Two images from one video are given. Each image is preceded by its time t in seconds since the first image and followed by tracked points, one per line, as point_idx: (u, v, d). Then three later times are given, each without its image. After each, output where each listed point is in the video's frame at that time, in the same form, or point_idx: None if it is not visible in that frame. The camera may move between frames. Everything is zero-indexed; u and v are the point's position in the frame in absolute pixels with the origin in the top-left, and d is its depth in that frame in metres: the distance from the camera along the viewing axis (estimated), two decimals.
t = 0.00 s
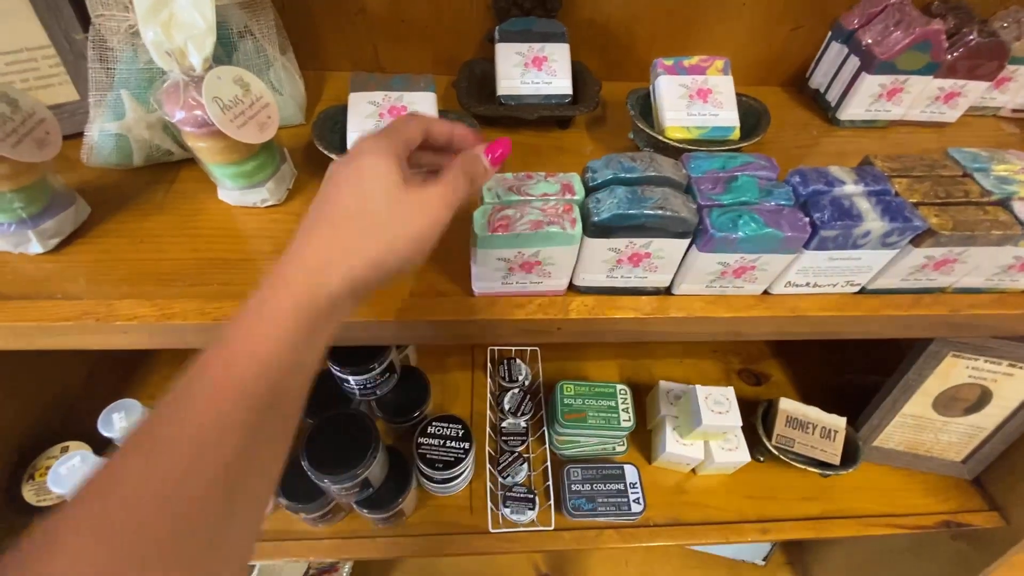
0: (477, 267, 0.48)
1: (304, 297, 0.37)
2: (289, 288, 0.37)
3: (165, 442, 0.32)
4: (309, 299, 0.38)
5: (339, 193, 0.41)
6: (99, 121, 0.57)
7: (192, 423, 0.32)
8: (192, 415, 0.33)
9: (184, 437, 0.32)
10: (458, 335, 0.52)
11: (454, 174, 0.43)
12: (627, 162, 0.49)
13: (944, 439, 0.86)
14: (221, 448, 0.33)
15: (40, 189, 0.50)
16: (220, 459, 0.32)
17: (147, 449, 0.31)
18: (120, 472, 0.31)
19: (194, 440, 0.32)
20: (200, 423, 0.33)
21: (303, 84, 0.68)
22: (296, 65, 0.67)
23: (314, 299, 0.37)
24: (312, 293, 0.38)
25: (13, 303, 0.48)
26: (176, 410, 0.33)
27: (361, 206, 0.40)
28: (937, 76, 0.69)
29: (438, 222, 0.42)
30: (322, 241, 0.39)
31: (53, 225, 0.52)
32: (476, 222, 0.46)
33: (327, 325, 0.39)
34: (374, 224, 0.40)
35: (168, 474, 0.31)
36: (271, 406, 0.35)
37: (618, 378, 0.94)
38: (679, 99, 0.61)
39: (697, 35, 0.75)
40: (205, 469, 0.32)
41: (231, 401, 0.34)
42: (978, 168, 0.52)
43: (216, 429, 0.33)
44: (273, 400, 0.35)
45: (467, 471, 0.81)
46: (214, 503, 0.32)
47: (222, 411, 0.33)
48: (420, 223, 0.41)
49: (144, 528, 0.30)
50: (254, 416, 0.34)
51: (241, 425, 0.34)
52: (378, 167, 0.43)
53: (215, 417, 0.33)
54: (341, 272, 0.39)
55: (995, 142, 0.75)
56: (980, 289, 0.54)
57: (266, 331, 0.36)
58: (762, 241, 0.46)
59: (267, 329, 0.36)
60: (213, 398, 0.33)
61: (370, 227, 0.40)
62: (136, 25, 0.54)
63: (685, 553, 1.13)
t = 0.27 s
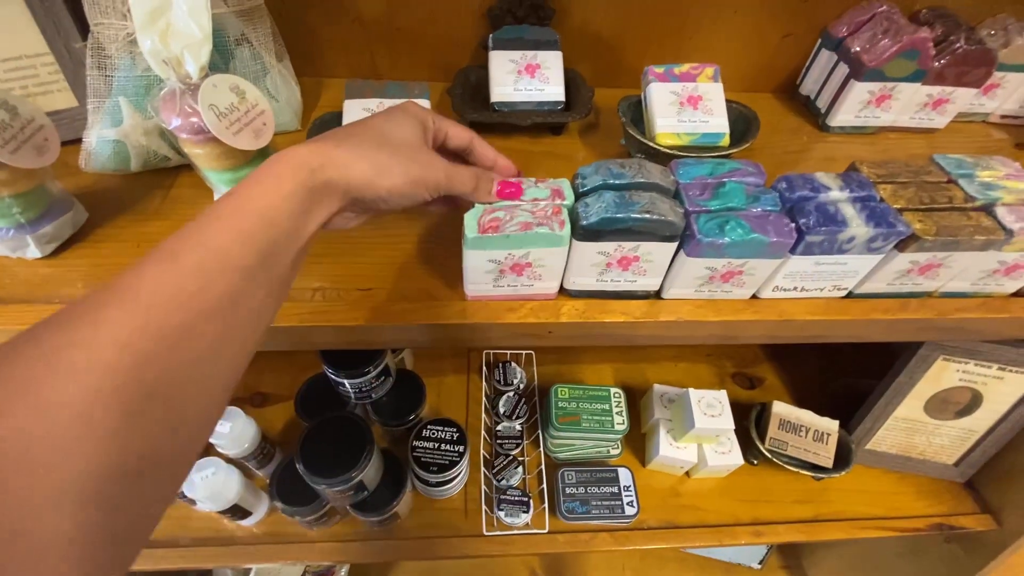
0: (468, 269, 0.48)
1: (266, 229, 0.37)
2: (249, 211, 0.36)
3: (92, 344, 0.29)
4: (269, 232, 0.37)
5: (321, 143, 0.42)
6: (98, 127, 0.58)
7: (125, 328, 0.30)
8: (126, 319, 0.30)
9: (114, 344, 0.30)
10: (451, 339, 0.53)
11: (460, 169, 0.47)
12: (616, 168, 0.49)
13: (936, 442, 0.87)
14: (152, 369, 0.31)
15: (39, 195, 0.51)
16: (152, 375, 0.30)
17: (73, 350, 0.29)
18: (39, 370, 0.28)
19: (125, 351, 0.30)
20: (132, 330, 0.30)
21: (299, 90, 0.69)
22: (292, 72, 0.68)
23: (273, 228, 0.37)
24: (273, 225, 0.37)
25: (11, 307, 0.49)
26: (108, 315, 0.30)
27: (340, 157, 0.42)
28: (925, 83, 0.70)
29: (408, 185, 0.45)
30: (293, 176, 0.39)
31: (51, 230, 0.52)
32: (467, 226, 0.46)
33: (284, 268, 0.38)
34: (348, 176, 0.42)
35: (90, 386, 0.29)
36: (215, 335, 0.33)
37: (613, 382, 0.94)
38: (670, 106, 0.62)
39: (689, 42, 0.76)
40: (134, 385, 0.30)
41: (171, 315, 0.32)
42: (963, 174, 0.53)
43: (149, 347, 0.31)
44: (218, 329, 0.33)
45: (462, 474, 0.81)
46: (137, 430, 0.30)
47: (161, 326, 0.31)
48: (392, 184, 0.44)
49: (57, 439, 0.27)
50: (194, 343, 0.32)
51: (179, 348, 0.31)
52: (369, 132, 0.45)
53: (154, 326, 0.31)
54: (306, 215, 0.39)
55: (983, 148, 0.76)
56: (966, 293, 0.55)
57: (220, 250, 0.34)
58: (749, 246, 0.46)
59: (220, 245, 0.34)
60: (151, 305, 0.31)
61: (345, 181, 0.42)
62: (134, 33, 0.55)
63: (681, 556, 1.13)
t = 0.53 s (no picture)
0: (469, 271, 0.48)
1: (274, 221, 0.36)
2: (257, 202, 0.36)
3: (95, 332, 0.28)
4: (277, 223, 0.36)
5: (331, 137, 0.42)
6: (93, 126, 0.57)
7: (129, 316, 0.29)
8: (130, 307, 0.29)
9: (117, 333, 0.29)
10: (451, 342, 0.52)
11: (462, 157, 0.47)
12: (620, 170, 0.48)
13: (938, 445, 0.87)
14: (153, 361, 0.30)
15: (32, 195, 0.50)
16: (155, 364, 0.30)
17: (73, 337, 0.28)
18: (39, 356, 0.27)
19: (124, 341, 0.29)
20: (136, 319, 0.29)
21: (297, 89, 0.68)
22: (291, 71, 0.68)
23: (280, 219, 0.36)
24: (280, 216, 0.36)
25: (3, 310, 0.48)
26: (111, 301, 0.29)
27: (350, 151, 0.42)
28: (929, 84, 0.70)
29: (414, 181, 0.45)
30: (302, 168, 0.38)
31: (45, 231, 0.51)
32: (468, 226, 0.46)
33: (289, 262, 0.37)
34: (357, 169, 0.42)
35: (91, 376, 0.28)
36: (217, 328, 0.32)
37: (614, 384, 0.94)
38: (672, 106, 0.62)
39: (691, 42, 0.75)
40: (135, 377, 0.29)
41: (176, 305, 0.31)
42: (969, 176, 0.52)
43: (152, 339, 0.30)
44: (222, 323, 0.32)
45: (462, 477, 0.80)
46: (136, 425, 0.29)
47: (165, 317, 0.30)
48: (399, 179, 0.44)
49: (55, 431, 0.27)
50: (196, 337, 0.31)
51: (182, 342, 0.31)
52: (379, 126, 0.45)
53: (156, 319, 0.30)
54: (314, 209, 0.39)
55: (986, 150, 0.75)
56: (971, 297, 0.54)
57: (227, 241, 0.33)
58: (754, 249, 0.46)
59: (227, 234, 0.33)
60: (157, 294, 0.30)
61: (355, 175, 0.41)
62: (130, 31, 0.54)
63: (681, 558, 1.12)
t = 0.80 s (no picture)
0: (474, 275, 0.47)
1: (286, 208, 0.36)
2: (270, 187, 0.35)
3: (111, 312, 0.28)
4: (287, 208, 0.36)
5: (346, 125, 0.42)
6: (92, 128, 0.57)
7: (147, 296, 0.29)
8: (146, 287, 0.29)
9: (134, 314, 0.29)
10: (455, 347, 0.52)
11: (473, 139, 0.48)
12: (626, 174, 0.48)
13: (940, 448, 0.86)
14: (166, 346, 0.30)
15: (31, 198, 0.49)
16: (173, 341, 0.30)
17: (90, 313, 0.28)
18: (55, 332, 0.27)
19: (137, 324, 0.29)
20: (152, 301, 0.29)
21: (299, 91, 0.68)
22: (293, 72, 0.67)
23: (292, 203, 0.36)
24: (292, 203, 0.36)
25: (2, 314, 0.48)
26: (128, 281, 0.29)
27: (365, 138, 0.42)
28: (934, 87, 0.70)
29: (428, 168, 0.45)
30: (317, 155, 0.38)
31: (44, 234, 0.51)
32: (473, 230, 0.45)
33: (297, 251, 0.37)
34: (372, 157, 0.42)
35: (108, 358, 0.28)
36: (230, 310, 0.32)
37: (615, 387, 0.93)
38: (677, 109, 0.61)
39: (695, 44, 0.75)
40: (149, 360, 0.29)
41: (196, 284, 0.31)
42: (975, 181, 0.52)
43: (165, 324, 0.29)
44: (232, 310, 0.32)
45: (464, 481, 0.80)
46: (151, 406, 0.29)
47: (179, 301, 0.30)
48: (414, 165, 0.44)
49: (68, 411, 0.27)
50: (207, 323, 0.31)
51: (195, 322, 0.31)
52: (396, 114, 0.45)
53: (170, 300, 0.30)
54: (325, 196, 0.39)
55: (990, 153, 0.75)
56: (977, 302, 0.54)
57: (240, 225, 0.33)
58: (762, 254, 0.45)
59: (242, 219, 0.33)
60: (172, 275, 0.30)
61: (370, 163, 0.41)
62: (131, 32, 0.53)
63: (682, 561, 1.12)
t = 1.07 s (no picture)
0: (473, 279, 0.47)
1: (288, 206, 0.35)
2: (272, 186, 0.35)
3: (109, 311, 0.28)
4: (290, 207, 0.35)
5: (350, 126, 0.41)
6: (87, 130, 0.56)
7: (144, 294, 0.29)
8: (143, 286, 0.29)
9: (131, 311, 0.28)
10: (454, 351, 0.51)
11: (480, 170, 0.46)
12: (626, 177, 0.47)
13: (941, 450, 0.86)
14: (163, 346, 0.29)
15: (24, 201, 0.49)
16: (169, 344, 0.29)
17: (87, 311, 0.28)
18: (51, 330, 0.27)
19: (124, 322, 0.28)
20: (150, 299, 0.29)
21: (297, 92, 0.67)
22: (290, 73, 0.66)
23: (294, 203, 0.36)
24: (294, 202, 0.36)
25: None
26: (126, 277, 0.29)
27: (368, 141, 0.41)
28: (936, 88, 0.69)
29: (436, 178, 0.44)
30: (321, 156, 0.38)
31: (38, 237, 0.50)
32: (473, 234, 0.45)
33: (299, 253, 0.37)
34: (375, 159, 0.41)
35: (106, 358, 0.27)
36: (224, 313, 0.32)
37: (615, 389, 0.93)
38: (678, 110, 0.61)
39: (696, 45, 0.75)
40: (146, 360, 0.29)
41: (194, 284, 0.30)
42: (979, 183, 0.52)
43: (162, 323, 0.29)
44: (231, 311, 0.32)
45: (463, 484, 0.80)
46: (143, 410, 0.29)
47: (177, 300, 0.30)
48: (416, 179, 0.43)
49: (62, 412, 0.26)
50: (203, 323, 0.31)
51: (186, 324, 0.30)
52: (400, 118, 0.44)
53: (165, 301, 0.29)
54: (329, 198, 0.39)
55: (991, 154, 0.75)
56: (980, 305, 0.53)
57: (240, 223, 0.33)
58: (764, 257, 0.45)
59: (243, 218, 0.33)
60: (171, 273, 0.30)
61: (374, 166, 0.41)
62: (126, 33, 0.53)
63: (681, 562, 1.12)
